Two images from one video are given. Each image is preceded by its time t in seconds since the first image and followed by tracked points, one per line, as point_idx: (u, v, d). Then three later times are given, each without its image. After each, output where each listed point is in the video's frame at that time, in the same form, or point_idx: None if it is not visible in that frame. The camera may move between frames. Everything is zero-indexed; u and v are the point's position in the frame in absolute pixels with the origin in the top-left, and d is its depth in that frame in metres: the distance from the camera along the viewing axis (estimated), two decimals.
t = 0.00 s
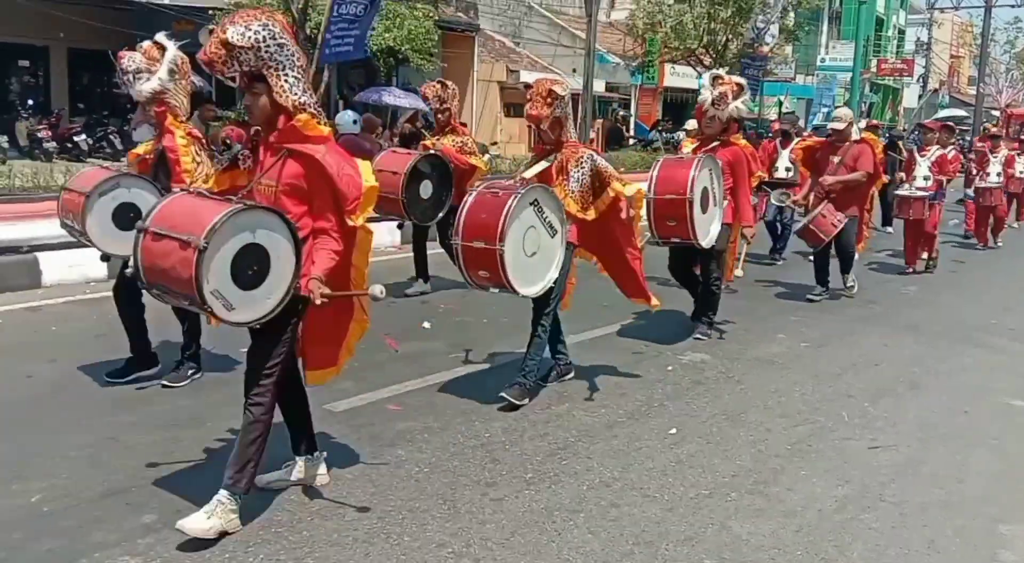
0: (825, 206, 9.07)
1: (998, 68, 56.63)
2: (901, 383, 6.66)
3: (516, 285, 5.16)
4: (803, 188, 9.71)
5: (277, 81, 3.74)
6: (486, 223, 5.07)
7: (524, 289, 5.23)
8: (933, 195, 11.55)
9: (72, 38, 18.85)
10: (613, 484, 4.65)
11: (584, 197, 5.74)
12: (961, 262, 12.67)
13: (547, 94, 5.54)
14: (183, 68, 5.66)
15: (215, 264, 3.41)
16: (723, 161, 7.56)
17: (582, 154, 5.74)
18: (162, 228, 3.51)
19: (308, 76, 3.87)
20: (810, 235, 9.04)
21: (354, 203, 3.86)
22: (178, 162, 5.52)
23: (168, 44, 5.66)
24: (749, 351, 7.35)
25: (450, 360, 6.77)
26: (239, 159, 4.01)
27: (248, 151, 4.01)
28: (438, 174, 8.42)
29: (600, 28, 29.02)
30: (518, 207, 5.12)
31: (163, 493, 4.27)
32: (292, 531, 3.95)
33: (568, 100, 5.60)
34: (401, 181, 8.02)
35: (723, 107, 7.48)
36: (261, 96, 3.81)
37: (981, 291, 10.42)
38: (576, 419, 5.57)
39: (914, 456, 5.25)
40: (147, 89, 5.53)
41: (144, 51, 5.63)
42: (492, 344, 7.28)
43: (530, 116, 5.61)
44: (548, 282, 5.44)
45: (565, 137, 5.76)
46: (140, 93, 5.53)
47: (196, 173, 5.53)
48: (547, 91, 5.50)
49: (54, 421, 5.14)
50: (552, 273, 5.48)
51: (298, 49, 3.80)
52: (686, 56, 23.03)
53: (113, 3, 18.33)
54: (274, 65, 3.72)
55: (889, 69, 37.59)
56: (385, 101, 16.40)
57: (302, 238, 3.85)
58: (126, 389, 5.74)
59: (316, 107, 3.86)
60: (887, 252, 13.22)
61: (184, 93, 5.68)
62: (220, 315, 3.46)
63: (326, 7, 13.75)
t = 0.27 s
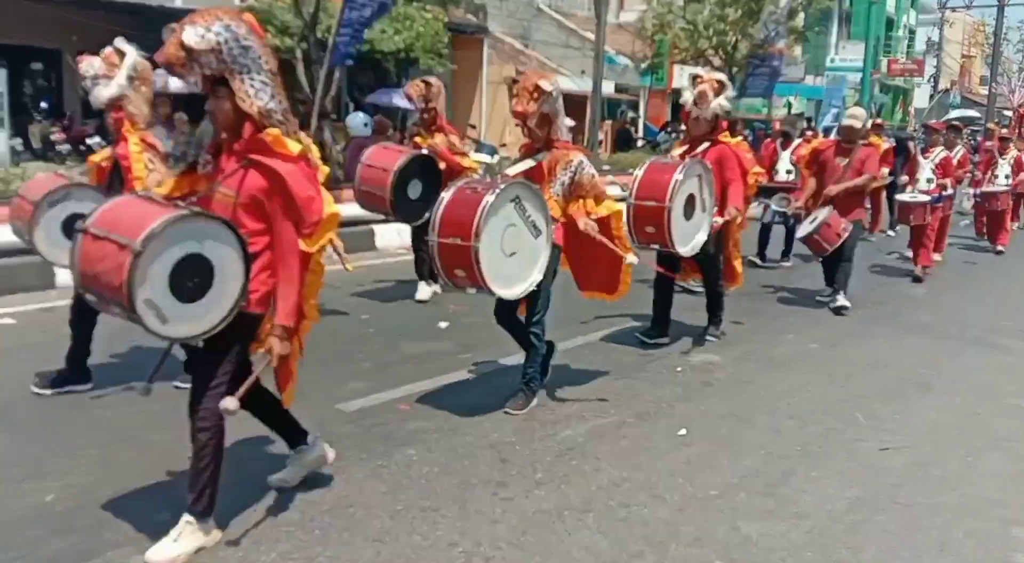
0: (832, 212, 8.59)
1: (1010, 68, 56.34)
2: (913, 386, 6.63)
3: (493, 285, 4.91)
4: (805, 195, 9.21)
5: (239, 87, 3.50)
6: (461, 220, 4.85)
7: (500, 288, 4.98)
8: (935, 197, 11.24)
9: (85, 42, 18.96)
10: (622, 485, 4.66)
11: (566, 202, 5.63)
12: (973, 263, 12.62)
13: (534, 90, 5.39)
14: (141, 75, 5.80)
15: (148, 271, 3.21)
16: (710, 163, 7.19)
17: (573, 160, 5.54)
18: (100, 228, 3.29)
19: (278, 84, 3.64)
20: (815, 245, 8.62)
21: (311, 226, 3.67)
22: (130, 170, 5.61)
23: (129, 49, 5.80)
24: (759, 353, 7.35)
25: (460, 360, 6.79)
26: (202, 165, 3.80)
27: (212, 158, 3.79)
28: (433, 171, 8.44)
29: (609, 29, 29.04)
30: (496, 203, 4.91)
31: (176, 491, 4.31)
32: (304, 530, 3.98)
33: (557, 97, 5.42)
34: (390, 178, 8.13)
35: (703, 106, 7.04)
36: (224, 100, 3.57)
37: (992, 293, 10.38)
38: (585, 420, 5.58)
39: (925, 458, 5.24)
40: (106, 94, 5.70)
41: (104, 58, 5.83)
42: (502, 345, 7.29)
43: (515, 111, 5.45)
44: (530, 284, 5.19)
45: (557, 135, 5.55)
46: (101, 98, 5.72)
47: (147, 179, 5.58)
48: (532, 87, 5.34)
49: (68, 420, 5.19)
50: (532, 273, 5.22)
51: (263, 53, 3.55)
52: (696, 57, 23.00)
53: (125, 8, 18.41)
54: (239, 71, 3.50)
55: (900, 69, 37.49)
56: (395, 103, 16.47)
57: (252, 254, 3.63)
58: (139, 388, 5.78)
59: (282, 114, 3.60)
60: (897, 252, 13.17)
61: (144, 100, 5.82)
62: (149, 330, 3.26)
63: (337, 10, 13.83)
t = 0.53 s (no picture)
0: (830, 211, 8.43)
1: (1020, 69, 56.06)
2: (923, 387, 6.62)
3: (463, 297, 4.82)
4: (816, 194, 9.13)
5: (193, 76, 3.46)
6: (438, 228, 4.74)
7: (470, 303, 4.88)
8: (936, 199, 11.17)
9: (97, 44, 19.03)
10: (631, 486, 4.67)
11: (556, 207, 5.49)
12: (984, 264, 12.57)
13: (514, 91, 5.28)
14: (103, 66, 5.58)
15: (86, 278, 3.08)
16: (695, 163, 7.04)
17: (559, 162, 5.48)
18: (52, 233, 3.22)
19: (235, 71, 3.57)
20: (806, 242, 8.50)
21: (277, 215, 3.47)
22: (92, 170, 5.45)
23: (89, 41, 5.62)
24: (769, 354, 7.34)
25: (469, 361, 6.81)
26: (160, 160, 3.73)
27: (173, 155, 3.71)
28: (418, 174, 8.38)
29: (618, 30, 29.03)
30: (473, 211, 4.77)
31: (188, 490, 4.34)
32: (315, 528, 4.00)
33: (539, 97, 5.33)
34: (376, 181, 8.12)
35: (690, 105, 6.92)
36: (180, 91, 3.53)
37: (1002, 294, 10.34)
38: (594, 421, 5.59)
39: (935, 459, 5.23)
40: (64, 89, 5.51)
41: (64, 49, 5.62)
42: (511, 345, 7.31)
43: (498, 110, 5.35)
44: (504, 297, 5.10)
45: (540, 138, 5.46)
46: (58, 91, 5.52)
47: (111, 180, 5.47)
48: (514, 89, 5.23)
49: (82, 419, 5.23)
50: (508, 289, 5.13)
51: (222, 38, 3.52)
52: (704, 59, 22.96)
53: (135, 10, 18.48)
54: (192, 59, 3.44)
55: (909, 69, 37.35)
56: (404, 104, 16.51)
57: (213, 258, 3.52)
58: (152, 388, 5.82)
59: (243, 102, 3.57)
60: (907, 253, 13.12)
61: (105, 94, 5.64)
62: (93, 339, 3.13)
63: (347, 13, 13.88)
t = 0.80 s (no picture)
0: (828, 206, 8.21)
1: None
2: (931, 389, 6.60)
3: (434, 303, 4.60)
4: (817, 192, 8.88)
5: (136, 79, 3.21)
6: (405, 231, 4.51)
7: (444, 309, 4.66)
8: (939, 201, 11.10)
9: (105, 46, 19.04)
10: (638, 486, 4.67)
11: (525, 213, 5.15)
12: (992, 265, 12.53)
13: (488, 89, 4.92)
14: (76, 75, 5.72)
15: (40, 296, 2.91)
16: (689, 158, 7.05)
17: (531, 164, 5.10)
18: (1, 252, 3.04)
19: (185, 73, 3.32)
20: (801, 235, 8.23)
21: (226, 221, 3.21)
22: (66, 176, 5.56)
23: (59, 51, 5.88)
24: (777, 354, 7.33)
25: (476, 361, 6.82)
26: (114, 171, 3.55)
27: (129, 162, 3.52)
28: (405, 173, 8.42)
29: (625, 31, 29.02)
30: (441, 213, 4.56)
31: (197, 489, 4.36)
32: (323, 527, 4.01)
33: (514, 98, 4.97)
34: (354, 176, 8.22)
35: (686, 98, 6.78)
36: (126, 96, 3.26)
37: (1011, 296, 10.30)
38: (601, 421, 5.59)
39: (943, 461, 5.22)
40: (37, 93, 5.63)
41: (36, 54, 5.85)
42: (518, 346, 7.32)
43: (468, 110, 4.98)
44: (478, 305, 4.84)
45: (514, 141, 5.09)
46: (30, 93, 5.65)
47: (84, 186, 5.58)
48: (487, 86, 4.88)
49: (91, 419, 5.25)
50: (488, 294, 4.91)
51: (172, 39, 3.25)
52: (711, 59, 22.91)
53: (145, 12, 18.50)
54: (136, 61, 3.19)
55: (917, 70, 37.24)
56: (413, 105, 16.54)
57: (170, 269, 3.27)
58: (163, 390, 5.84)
59: (195, 106, 3.33)
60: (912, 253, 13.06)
61: (75, 100, 5.74)
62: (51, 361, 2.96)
63: (354, 14, 13.92)
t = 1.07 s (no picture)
0: (822, 213, 7.91)
1: None
2: (937, 390, 6.57)
3: (403, 308, 4.36)
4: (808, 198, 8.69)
5: (52, 77, 3.04)
6: (372, 234, 4.27)
7: (413, 314, 4.43)
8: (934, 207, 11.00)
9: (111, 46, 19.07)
10: (644, 487, 4.66)
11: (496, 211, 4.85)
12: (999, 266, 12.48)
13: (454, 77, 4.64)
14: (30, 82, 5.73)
15: None
16: (677, 168, 6.67)
17: (501, 161, 4.80)
18: None
19: (105, 73, 3.17)
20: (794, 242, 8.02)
21: (134, 219, 3.06)
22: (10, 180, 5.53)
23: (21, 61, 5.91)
24: (782, 355, 7.32)
25: (480, 361, 6.80)
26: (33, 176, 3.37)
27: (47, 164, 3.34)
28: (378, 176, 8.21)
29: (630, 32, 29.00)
30: (408, 213, 4.31)
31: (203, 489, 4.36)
32: (328, 528, 4.01)
33: (482, 85, 4.68)
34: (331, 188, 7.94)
35: (678, 100, 6.48)
36: (43, 94, 3.08)
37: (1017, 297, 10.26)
38: (606, 422, 5.59)
39: (949, 462, 5.20)
40: None
41: None
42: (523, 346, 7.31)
43: (434, 100, 4.70)
44: (450, 309, 4.63)
45: (484, 133, 4.79)
46: None
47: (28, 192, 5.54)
48: (453, 72, 4.60)
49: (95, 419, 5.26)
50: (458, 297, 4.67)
51: (95, 41, 3.10)
52: (717, 59, 22.86)
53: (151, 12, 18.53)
54: (53, 59, 3.02)
55: (923, 70, 37.14)
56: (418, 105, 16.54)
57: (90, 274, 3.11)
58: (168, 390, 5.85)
59: (115, 109, 3.18)
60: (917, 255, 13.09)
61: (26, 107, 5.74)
62: None
63: (360, 14, 13.92)
